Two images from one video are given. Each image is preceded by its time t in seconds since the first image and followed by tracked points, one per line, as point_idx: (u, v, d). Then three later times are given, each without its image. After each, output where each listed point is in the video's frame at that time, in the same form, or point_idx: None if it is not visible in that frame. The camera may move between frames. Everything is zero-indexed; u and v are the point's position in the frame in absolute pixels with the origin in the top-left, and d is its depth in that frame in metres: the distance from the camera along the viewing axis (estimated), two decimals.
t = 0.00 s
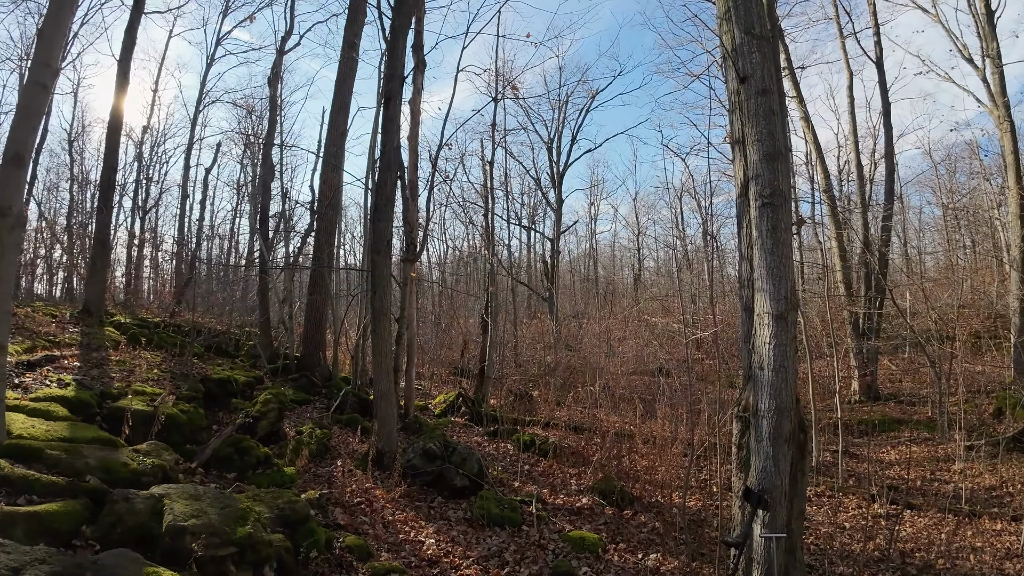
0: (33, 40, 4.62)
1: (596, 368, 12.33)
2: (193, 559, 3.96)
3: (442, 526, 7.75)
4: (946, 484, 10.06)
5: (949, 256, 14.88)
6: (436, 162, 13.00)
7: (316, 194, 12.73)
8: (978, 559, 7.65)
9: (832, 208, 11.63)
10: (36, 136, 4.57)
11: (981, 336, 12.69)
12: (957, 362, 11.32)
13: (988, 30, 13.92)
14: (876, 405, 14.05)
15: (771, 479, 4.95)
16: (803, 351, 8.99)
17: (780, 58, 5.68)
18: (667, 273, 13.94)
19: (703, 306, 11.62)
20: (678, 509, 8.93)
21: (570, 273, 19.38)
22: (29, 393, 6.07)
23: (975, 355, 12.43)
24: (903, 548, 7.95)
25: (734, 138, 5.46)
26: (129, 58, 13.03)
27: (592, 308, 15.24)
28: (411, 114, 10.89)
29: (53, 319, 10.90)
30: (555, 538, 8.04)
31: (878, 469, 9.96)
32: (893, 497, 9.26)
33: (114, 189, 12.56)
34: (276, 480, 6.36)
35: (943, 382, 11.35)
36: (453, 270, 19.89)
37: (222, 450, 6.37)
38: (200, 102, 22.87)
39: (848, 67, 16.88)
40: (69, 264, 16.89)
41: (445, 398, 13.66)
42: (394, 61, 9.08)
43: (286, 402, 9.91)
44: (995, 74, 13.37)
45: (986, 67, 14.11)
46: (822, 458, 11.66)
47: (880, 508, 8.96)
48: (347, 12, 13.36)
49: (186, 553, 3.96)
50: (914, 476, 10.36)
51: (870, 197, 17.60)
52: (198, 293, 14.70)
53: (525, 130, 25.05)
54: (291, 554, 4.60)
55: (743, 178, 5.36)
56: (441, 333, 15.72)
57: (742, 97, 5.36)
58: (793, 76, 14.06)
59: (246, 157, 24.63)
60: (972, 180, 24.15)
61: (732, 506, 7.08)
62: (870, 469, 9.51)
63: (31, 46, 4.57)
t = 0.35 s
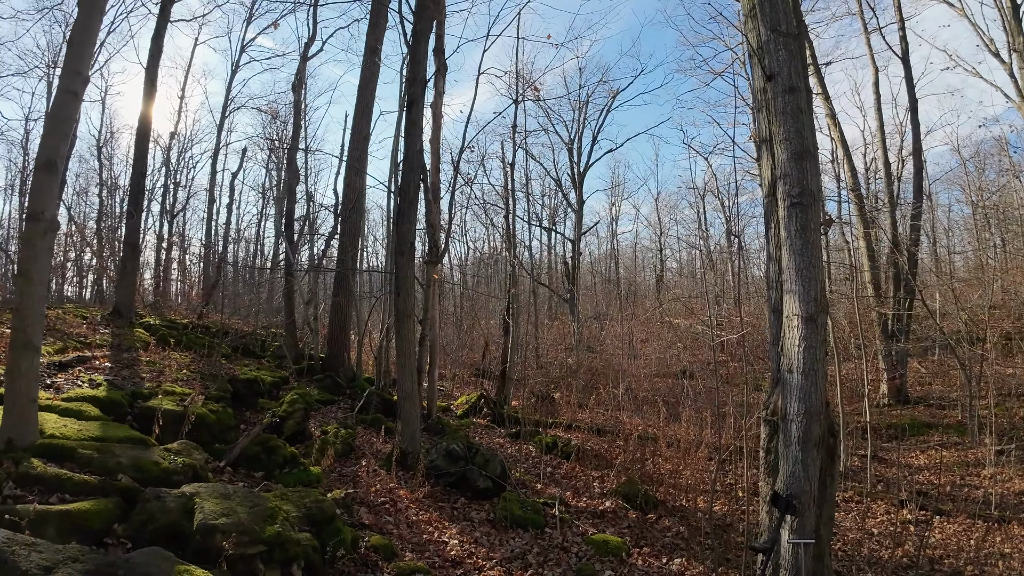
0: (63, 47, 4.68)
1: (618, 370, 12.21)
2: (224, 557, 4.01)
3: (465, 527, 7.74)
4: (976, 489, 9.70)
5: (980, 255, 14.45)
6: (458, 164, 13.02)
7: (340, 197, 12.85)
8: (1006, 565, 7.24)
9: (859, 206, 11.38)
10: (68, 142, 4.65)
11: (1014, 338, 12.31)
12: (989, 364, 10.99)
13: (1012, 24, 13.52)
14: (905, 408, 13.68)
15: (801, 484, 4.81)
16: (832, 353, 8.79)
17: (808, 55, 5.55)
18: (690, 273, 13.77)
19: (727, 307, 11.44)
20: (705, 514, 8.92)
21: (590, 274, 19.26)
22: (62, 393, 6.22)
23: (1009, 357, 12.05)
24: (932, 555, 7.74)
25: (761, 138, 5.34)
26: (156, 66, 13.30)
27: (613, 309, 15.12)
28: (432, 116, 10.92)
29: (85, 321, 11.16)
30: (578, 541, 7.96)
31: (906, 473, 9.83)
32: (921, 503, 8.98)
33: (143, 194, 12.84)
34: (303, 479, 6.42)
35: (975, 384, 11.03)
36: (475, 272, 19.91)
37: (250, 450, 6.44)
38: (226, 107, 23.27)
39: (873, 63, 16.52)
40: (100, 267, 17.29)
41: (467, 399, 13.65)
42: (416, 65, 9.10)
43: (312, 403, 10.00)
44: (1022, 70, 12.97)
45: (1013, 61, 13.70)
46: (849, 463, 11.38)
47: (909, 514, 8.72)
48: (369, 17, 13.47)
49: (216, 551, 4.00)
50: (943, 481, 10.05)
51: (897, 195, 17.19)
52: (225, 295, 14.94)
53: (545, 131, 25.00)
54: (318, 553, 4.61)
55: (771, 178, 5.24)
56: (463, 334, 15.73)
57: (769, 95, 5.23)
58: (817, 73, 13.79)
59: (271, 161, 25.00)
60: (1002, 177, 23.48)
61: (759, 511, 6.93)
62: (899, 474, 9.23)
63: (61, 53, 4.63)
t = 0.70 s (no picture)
0: (95, 55, 4.76)
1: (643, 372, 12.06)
2: (255, 554, 4.05)
3: (490, 529, 7.72)
4: (1008, 495, 9.38)
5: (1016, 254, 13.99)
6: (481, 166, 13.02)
7: (365, 200, 12.95)
8: None
9: (890, 204, 11.09)
10: (101, 148, 4.75)
11: None
12: None
13: None
14: (936, 411, 13.30)
15: (833, 488, 4.68)
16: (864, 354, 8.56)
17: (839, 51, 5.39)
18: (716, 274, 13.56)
19: (755, 308, 11.23)
20: (734, 519, 8.99)
21: (613, 275, 19.13)
22: (96, 393, 6.35)
23: None
24: (963, 561, 7.50)
25: (791, 135, 5.21)
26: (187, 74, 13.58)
27: (636, 310, 14.98)
28: (456, 119, 10.94)
29: (118, 322, 11.42)
30: (603, 545, 7.88)
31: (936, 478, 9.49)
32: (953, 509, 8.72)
33: (173, 198, 13.11)
34: (331, 478, 6.46)
35: (1008, 387, 10.69)
36: (498, 273, 19.91)
37: (279, 449, 6.51)
38: (253, 113, 23.67)
39: (901, 58, 16.15)
40: (133, 269, 17.69)
41: (490, 401, 13.63)
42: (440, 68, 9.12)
43: (338, 403, 10.08)
44: None
45: None
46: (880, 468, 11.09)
47: (940, 519, 8.48)
48: (392, 22, 13.56)
49: (248, 548, 4.05)
50: (976, 486, 9.74)
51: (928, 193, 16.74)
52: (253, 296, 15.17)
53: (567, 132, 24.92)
54: (347, 552, 4.63)
55: (802, 176, 5.10)
56: (486, 335, 15.72)
57: (799, 92, 5.09)
58: (844, 69, 13.51)
59: (296, 165, 25.36)
60: None
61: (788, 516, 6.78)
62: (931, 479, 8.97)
63: (93, 61, 4.72)
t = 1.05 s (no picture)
0: (121, 63, 4.83)
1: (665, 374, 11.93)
2: (282, 553, 4.08)
3: (512, 530, 7.69)
4: None
5: None
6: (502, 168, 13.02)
7: (387, 202, 13.02)
8: None
9: (918, 202, 10.83)
10: (130, 153, 4.83)
11: None
12: None
13: None
14: (966, 415, 12.94)
15: (862, 493, 4.55)
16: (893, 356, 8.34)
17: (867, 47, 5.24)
18: (738, 274, 13.37)
19: (780, 309, 11.04)
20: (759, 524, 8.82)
21: (634, 275, 18.99)
22: (126, 392, 6.46)
23: None
24: (993, 568, 7.28)
25: (819, 134, 5.08)
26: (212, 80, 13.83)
27: (657, 311, 14.83)
28: (476, 120, 10.95)
29: (147, 323, 11.64)
30: (626, 548, 7.79)
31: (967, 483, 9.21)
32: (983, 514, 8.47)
33: (199, 201, 13.34)
34: (355, 477, 6.49)
35: None
36: (518, 274, 19.90)
37: (304, 448, 6.56)
38: (276, 117, 24.03)
39: (926, 53, 15.80)
40: (160, 272, 18.04)
41: (511, 402, 13.60)
42: (461, 71, 9.12)
43: (362, 403, 10.14)
44: None
45: None
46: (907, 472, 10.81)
47: (969, 525, 8.24)
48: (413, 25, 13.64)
49: (276, 547, 4.09)
50: (1008, 492, 9.44)
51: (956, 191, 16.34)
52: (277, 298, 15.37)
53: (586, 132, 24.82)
54: (372, 551, 4.64)
55: (829, 175, 4.97)
56: (506, 336, 15.71)
57: (825, 90, 4.97)
58: (869, 65, 13.25)
59: (318, 168, 25.67)
60: None
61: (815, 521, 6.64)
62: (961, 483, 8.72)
63: (120, 69, 4.79)
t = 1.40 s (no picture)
0: (152, 69, 4.92)
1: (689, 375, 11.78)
2: (310, 551, 4.12)
3: (535, 532, 7.66)
4: None
5: None
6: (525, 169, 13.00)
7: (410, 204, 13.10)
8: None
9: (948, 200, 10.55)
10: (161, 158, 4.92)
11: None
12: None
13: None
14: (999, 419, 12.56)
15: (893, 498, 4.43)
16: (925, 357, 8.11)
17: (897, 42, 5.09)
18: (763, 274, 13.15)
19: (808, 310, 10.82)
20: (787, 528, 8.65)
21: (656, 276, 18.82)
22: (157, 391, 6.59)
23: None
24: None
25: (847, 131, 4.95)
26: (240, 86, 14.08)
27: (680, 312, 14.67)
28: (498, 122, 10.96)
29: (176, 324, 11.88)
30: (650, 552, 7.70)
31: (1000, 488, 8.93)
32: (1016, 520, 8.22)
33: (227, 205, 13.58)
34: (381, 476, 6.53)
35: None
36: (540, 275, 19.86)
37: (330, 447, 6.62)
38: (300, 122, 24.41)
39: (953, 47, 15.41)
40: (189, 274, 18.42)
41: (533, 402, 13.56)
42: (482, 73, 9.12)
43: (385, 403, 10.21)
44: None
45: None
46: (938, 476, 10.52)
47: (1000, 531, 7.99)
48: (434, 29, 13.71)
49: (304, 545, 4.12)
50: None
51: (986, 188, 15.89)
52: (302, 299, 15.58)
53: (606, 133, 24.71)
54: (398, 551, 4.65)
55: (859, 173, 4.85)
56: (527, 337, 15.69)
57: (854, 86, 4.83)
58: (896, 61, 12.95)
59: (341, 171, 25.98)
60: None
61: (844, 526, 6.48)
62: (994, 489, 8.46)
63: (151, 74, 4.88)
